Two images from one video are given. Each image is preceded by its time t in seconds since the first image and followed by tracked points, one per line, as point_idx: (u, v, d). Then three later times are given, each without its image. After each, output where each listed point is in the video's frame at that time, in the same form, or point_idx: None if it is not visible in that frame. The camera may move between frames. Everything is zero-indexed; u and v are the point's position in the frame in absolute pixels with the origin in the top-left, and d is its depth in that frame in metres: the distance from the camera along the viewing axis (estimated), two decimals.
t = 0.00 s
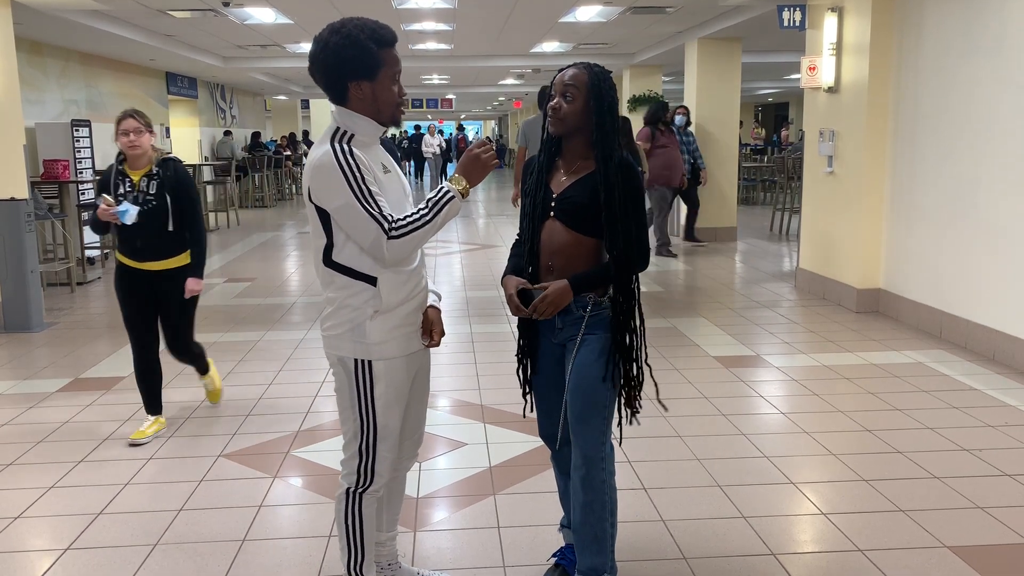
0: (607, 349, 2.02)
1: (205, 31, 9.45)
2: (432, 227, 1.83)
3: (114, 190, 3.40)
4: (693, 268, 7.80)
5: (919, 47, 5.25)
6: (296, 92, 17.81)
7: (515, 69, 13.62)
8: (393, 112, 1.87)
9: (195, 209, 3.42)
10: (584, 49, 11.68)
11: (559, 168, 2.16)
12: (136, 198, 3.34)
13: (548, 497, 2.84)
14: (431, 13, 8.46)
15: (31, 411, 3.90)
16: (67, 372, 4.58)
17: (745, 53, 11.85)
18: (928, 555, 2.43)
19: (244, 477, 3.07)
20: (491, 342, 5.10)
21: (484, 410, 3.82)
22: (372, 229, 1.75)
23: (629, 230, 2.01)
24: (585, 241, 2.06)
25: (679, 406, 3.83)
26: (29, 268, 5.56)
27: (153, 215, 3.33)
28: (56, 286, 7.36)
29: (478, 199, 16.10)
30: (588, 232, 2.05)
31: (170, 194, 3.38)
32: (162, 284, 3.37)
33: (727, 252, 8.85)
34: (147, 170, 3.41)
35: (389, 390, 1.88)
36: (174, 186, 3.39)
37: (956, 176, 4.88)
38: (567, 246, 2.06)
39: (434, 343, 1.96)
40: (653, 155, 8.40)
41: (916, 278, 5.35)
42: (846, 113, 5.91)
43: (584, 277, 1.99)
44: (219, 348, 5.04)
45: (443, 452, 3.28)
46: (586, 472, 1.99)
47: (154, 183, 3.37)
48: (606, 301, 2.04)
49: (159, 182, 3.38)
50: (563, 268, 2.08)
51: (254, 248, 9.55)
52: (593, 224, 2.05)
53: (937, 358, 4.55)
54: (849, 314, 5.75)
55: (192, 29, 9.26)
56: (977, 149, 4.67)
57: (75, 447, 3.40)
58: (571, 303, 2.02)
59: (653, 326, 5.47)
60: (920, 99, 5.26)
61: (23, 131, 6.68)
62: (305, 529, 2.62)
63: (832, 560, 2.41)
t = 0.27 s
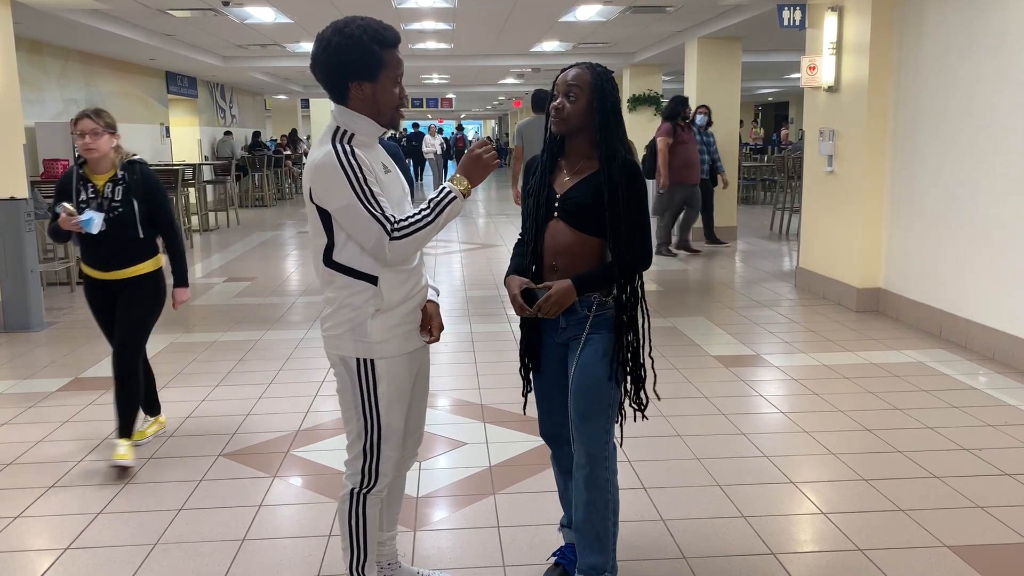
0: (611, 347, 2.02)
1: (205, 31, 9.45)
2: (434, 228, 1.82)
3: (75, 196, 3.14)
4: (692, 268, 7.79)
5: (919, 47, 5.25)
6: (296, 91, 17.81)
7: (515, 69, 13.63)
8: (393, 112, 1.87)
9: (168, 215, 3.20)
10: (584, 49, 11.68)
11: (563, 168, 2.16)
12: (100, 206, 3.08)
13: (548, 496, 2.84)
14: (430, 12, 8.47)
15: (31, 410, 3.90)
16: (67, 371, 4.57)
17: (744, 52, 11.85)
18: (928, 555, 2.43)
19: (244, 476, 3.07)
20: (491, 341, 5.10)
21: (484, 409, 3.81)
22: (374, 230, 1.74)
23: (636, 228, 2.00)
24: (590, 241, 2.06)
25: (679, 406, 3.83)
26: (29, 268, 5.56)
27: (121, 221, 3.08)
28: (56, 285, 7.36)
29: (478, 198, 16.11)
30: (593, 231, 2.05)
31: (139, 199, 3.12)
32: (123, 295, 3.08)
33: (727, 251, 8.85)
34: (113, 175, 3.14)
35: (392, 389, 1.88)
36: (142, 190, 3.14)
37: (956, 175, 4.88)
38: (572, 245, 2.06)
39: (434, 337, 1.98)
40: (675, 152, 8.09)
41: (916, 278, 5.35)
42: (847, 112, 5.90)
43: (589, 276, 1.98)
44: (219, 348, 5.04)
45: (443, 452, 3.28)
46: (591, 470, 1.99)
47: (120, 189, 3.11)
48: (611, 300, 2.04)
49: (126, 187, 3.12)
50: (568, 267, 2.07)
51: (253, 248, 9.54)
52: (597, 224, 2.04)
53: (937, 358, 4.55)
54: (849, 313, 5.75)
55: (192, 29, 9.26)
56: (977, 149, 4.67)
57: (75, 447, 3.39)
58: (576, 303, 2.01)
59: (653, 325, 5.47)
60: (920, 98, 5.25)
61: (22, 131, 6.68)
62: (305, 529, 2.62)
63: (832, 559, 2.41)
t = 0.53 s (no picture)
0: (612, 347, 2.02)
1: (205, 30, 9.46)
2: (436, 228, 1.83)
3: (28, 199, 2.88)
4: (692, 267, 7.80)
5: (919, 46, 5.25)
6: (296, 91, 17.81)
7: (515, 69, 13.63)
8: (395, 115, 1.86)
9: (128, 217, 2.95)
10: (584, 49, 11.68)
11: (565, 168, 2.15)
12: (53, 210, 2.84)
13: (548, 496, 2.84)
14: (430, 12, 8.47)
15: (31, 410, 3.91)
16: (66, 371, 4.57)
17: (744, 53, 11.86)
18: (927, 554, 2.43)
19: (243, 476, 3.07)
20: (492, 341, 5.11)
21: (484, 409, 3.81)
22: (377, 229, 1.75)
23: (641, 227, 2.02)
24: (594, 239, 2.05)
25: (679, 406, 3.83)
26: (29, 268, 5.56)
27: (77, 228, 2.85)
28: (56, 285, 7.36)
29: (478, 198, 16.12)
30: (597, 230, 2.05)
31: (96, 204, 2.89)
32: (82, 307, 2.84)
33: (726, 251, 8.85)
34: (67, 176, 2.89)
35: (393, 388, 1.88)
36: (101, 196, 2.90)
37: (956, 175, 4.88)
38: (577, 243, 2.06)
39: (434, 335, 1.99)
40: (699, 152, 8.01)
41: (916, 278, 5.35)
42: (847, 112, 5.90)
43: (594, 274, 1.99)
44: (219, 348, 5.04)
45: (443, 452, 3.28)
46: (592, 470, 1.99)
47: (77, 192, 2.86)
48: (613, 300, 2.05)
49: (83, 191, 2.88)
50: (570, 267, 2.08)
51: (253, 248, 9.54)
52: (602, 222, 2.04)
53: (937, 358, 4.55)
54: (849, 313, 5.75)
55: (192, 28, 9.26)
56: (977, 149, 4.67)
57: (74, 447, 3.39)
58: (578, 303, 2.01)
59: (653, 325, 5.47)
60: (920, 98, 5.25)
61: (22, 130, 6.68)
62: (304, 529, 2.62)
63: (832, 559, 2.41)
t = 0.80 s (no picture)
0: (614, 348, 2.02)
1: (205, 30, 9.46)
2: (434, 228, 1.82)
3: None
4: (692, 267, 7.79)
5: (919, 46, 5.25)
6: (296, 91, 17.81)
7: (515, 69, 13.63)
8: (395, 127, 1.87)
9: (73, 229, 2.56)
10: (584, 49, 11.68)
11: (563, 168, 2.15)
12: None
13: (548, 496, 2.84)
14: (430, 12, 8.47)
15: (32, 410, 3.91)
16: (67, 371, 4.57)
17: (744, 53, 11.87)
18: (927, 554, 2.43)
19: (244, 476, 3.07)
20: (492, 341, 5.11)
21: (485, 409, 3.82)
22: (374, 228, 1.75)
23: (642, 225, 2.03)
24: (595, 236, 2.06)
25: (679, 406, 3.83)
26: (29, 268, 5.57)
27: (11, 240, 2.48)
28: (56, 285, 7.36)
29: (478, 198, 16.11)
30: (598, 227, 2.06)
31: (39, 216, 2.51)
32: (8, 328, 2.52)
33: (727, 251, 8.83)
34: (5, 184, 2.48)
35: (396, 386, 1.88)
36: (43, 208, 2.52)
37: (956, 174, 4.89)
38: (579, 241, 2.06)
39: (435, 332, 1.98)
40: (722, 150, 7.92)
41: (916, 278, 5.35)
42: (847, 112, 5.91)
43: (598, 272, 1.99)
44: (219, 348, 5.04)
45: (444, 452, 3.28)
46: (593, 470, 1.99)
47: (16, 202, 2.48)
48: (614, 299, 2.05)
49: (25, 201, 2.49)
50: (571, 266, 2.08)
51: (253, 248, 9.54)
52: (602, 220, 2.05)
53: (937, 358, 4.55)
54: (849, 313, 5.75)
55: (192, 28, 9.26)
56: (977, 148, 4.67)
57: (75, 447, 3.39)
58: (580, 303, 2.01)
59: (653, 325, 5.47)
60: (920, 98, 5.26)
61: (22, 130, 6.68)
62: (304, 529, 2.62)
63: (833, 559, 2.41)
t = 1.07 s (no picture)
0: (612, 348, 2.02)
1: (205, 31, 9.46)
2: (431, 229, 1.82)
3: None
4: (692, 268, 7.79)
5: (919, 46, 5.26)
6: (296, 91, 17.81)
7: (515, 69, 13.63)
8: (398, 121, 1.87)
9: None
10: (584, 49, 11.68)
11: (560, 168, 2.15)
12: None
13: (548, 496, 2.84)
14: (430, 13, 8.47)
15: (32, 410, 3.91)
16: (67, 371, 4.57)
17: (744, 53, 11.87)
18: (927, 554, 2.44)
19: (244, 476, 3.07)
20: (492, 341, 5.11)
21: (485, 409, 3.82)
22: (370, 226, 1.75)
23: (640, 225, 2.04)
24: (593, 236, 2.06)
25: (680, 406, 3.83)
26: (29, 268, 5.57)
27: None
28: (56, 285, 7.36)
29: (478, 199, 16.11)
30: (596, 227, 2.06)
31: None
32: None
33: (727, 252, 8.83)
34: None
35: (393, 384, 1.88)
36: None
37: (956, 174, 4.89)
38: (576, 241, 2.06)
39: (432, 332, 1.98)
40: (744, 156, 7.87)
41: (916, 278, 5.35)
42: (847, 113, 5.91)
43: (596, 271, 1.99)
44: (219, 348, 5.04)
45: (444, 452, 3.28)
46: (592, 470, 1.99)
47: None
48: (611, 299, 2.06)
49: None
50: (569, 267, 2.08)
51: (253, 248, 9.54)
52: (599, 220, 2.06)
53: (938, 358, 4.55)
54: (849, 314, 5.76)
55: (192, 29, 9.26)
56: (977, 149, 4.67)
57: (75, 447, 3.40)
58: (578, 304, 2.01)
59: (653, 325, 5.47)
60: (920, 98, 5.26)
61: (22, 131, 6.68)
62: (304, 529, 2.62)
63: (833, 560, 2.41)
